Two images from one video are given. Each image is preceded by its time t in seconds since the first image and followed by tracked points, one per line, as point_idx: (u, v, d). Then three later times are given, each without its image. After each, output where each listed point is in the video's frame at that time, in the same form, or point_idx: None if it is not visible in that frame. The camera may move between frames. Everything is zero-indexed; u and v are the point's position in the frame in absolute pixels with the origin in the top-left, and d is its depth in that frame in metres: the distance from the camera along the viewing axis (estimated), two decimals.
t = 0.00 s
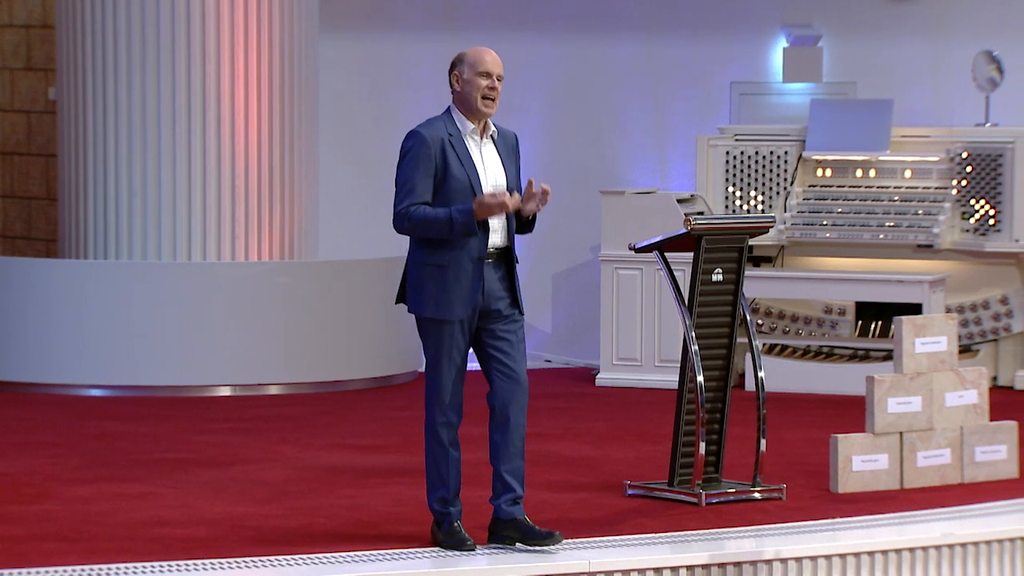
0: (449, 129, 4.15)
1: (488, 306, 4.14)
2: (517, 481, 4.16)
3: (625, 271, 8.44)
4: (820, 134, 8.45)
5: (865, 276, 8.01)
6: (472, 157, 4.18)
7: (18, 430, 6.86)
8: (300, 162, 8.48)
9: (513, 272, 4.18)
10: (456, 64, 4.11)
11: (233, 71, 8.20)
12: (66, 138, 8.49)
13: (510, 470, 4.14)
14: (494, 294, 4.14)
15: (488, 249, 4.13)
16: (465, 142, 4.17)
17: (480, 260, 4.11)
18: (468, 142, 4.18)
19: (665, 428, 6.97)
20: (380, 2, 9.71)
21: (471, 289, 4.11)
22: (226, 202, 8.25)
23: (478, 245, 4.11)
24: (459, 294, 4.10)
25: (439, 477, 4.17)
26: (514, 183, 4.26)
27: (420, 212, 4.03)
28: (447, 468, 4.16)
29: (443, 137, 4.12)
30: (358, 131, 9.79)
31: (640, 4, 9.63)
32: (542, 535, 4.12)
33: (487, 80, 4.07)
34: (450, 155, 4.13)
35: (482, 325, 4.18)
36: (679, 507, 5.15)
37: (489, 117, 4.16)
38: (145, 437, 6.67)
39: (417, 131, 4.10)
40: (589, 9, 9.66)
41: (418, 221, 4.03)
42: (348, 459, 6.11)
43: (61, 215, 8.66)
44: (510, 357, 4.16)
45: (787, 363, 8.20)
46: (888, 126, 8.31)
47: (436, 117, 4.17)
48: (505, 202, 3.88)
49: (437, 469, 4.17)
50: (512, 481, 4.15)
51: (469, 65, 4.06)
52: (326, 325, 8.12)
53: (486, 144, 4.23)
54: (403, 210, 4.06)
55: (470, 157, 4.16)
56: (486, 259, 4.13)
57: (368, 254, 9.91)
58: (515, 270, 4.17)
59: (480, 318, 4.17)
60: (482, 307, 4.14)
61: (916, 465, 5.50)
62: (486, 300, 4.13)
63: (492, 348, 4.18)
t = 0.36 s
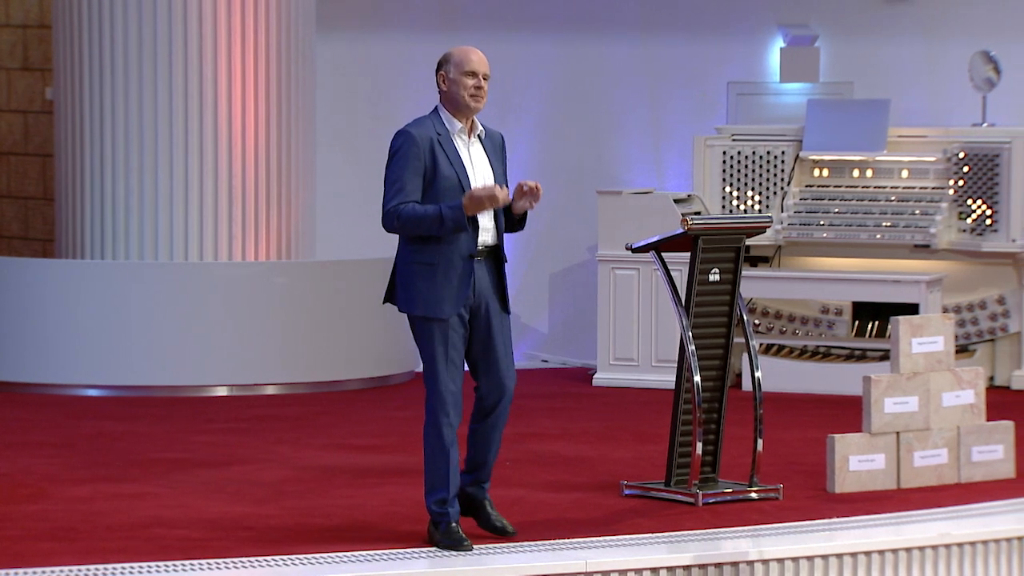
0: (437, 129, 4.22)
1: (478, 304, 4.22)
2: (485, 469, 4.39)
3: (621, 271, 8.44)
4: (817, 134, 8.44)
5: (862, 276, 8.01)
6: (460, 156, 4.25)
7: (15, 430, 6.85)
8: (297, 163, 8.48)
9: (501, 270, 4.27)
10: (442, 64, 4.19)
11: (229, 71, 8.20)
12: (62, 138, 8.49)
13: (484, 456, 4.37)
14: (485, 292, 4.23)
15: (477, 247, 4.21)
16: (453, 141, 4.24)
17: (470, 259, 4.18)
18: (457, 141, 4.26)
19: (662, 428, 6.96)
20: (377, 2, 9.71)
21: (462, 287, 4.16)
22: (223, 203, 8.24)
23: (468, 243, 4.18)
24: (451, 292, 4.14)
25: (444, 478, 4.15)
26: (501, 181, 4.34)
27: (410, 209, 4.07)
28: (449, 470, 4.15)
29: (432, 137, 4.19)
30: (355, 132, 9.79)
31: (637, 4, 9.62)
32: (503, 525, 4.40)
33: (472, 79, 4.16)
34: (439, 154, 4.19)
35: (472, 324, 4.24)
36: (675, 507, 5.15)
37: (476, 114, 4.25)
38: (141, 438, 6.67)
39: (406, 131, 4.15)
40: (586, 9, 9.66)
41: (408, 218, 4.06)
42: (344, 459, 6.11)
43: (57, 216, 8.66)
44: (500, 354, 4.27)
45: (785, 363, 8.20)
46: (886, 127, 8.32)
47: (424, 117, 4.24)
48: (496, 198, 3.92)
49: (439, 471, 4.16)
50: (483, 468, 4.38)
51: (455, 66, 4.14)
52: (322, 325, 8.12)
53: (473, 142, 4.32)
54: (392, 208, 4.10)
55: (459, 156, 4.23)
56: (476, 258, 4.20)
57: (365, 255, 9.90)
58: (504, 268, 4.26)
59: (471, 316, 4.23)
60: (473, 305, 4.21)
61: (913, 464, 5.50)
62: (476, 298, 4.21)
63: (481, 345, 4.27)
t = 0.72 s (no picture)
0: (429, 132, 4.25)
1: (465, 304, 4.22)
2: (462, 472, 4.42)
3: (617, 271, 8.44)
4: (812, 134, 8.45)
5: (857, 276, 8.01)
6: (451, 158, 4.26)
7: (10, 430, 6.85)
8: (293, 162, 8.48)
9: (489, 273, 4.26)
10: (435, 68, 4.21)
11: (225, 70, 8.19)
12: (57, 138, 8.48)
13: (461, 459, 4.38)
14: (473, 293, 4.23)
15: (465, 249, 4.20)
16: (444, 144, 4.26)
17: (456, 259, 4.19)
18: (448, 143, 4.27)
19: (657, 428, 6.97)
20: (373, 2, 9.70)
21: (446, 288, 4.17)
22: (218, 202, 8.24)
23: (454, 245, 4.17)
24: (434, 292, 4.17)
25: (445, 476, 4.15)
26: (494, 184, 4.32)
27: (396, 215, 4.14)
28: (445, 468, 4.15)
29: (421, 139, 4.22)
30: (351, 132, 9.78)
31: (633, 4, 9.62)
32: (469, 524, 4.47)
33: (461, 82, 4.16)
34: (428, 157, 4.21)
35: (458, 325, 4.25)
36: (671, 507, 5.15)
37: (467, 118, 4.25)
38: (137, 438, 6.67)
39: (397, 133, 4.21)
40: (581, 8, 9.66)
41: (392, 226, 4.13)
42: (340, 459, 6.11)
43: (52, 216, 8.65)
44: (481, 354, 4.29)
45: (780, 363, 8.20)
46: (881, 127, 8.32)
47: (418, 119, 4.29)
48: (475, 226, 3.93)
49: (439, 469, 4.15)
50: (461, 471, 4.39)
51: (445, 68, 4.15)
52: (318, 325, 8.11)
53: (467, 145, 4.31)
54: (379, 211, 4.18)
55: (449, 159, 4.24)
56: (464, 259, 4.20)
57: (361, 255, 9.90)
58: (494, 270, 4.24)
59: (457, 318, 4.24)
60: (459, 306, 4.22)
61: (908, 464, 5.51)
62: (461, 300, 4.21)
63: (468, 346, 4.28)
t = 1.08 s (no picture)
0: (418, 130, 4.34)
1: (444, 300, 4.30)
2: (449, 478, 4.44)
3: (614, 271, 8.44)
4: (809, 135, 8.46)
5: (854, 276, 8.01)
6: (437, 156, 4.34)
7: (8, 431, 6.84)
8: (291, 162, 8.47)
9: (471, 271, 4.32)
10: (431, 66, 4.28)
11: (221, 71, 8.18)
12: (54, 138, 8.47)
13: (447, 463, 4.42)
14: (453, 290, 4.30)
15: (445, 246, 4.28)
16: (431, 142, 4.34)
17: (435, 257, 4.27)
18: (436, 141, 4.35)
19: (654, 428, 6.97)
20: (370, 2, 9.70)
21: (421, 286, 4.27)
22: (215, 202, 8.23)
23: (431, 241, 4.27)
24: (411, 287, 4.27)
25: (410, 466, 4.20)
26: (483, 183, 4.37)
27: (377, 210, 4.29)
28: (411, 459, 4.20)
29: (408, 137, 4.32)
30: (348, 132, 9.78)
31: (630, 4, 9.63)
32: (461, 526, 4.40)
33: (452, 83, 4.24)
34: (413, 154, 4.30)
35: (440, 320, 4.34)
36: (669, 507, 5.15)
37: (457, 117, 4.33)
38: (134, 438, 6.66)
39: (383, 130, 4.33)
40: (578, 9, 9.66)
41: (373, 222, 4.30)
42: (337, 459, 6.10)
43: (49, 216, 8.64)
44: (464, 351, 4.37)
45: (778, 363, 8.20)
46: (877, 127, 8.32)
47: (410, 118, 4.38)
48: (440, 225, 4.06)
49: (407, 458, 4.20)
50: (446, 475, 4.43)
51: (438, 67, 4.22)
52: (315, 326, 8.11)
53: (458, 143, 4.38)
54: (364, 206, 4.34)
55: (433, 156, 4.32)
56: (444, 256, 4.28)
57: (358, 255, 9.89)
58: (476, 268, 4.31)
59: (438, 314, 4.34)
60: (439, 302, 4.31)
61: (905, 464, 5.51)
62: (440, 296, 4.30)
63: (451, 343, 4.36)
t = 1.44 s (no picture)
0: (395, 129, 4.37)
1: (419, 300, 4.32)
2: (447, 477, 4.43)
3: (615, 271, 8.44)
4: (809, 135, 8.45)
5: (854, 276, 8.01)
6: (413, 154, 4.36)
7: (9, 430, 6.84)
8: (291, 164, 8.47)
9: (449, 271, 4.32)
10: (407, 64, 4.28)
11: (222, 73, 8.19)
12: (54, 138, 8.47)
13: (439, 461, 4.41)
14: (429, 290, 4.31)
15: (420, 245, 4.30)
16: (407, 140, 4.36)
17: (409, 256, 4.29)
18: (413, 140, 4.37)
19: (655, 428, 6.97)
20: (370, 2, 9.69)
21: (397, 285, 4.29)
22: (215, 201, 8.24)
23: (406, 238, 4.29)
24: (386, 286, 4.29)
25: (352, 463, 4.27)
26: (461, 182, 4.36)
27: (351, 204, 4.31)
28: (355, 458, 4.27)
29: (384, 135, 4.35)
30: (349, 133, 9.78)
31: (630, 5, 9.63)
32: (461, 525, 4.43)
33: (428, 80, 4.23)
34: (388, 152, 4.34)
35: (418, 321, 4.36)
36: (669, 507, 5.15)
37: (436, 116, 4.33)
38: (134, 438, 6.66)
39: (360, 131, 4.39)
40: (578, 9, 9.66)
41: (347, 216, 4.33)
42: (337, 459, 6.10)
43: (49, 216, 8.64)
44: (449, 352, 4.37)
45: (778, 363, 8.20)
46: (877, 127, 8.32)
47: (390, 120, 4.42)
48: (394, 174, 4.07)
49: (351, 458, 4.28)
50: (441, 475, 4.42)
51: (414, 64, 4.22)
52: (316, 326, 8.11)
53: (435, 142, 4.38)
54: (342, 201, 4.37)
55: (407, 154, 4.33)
56: (418, 255, 4.29)
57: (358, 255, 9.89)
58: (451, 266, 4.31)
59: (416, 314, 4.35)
60: (416, 302, 4.33)
61: (906, 464, 5.51)
62: (416, 295, 4.32)
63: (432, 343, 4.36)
